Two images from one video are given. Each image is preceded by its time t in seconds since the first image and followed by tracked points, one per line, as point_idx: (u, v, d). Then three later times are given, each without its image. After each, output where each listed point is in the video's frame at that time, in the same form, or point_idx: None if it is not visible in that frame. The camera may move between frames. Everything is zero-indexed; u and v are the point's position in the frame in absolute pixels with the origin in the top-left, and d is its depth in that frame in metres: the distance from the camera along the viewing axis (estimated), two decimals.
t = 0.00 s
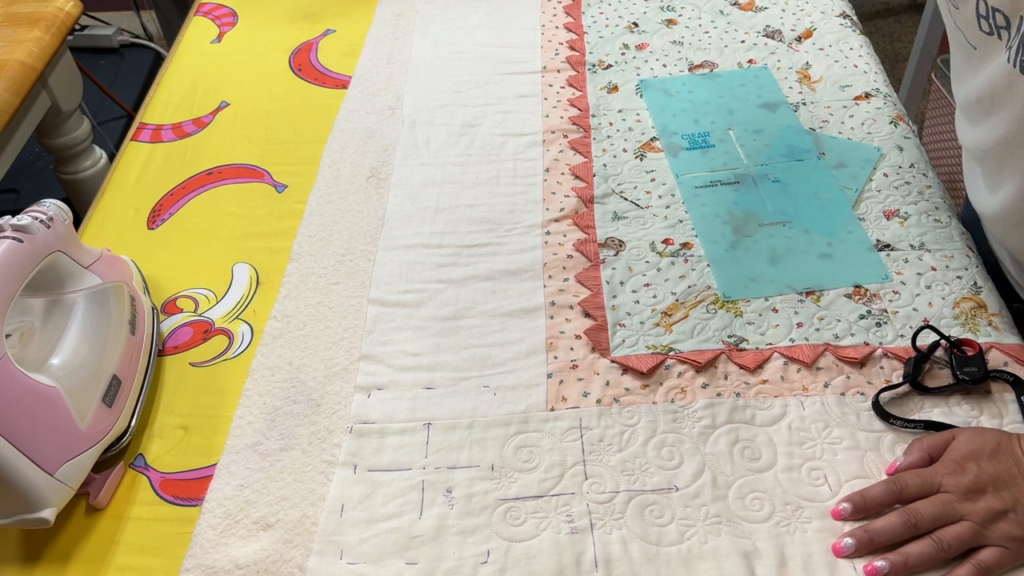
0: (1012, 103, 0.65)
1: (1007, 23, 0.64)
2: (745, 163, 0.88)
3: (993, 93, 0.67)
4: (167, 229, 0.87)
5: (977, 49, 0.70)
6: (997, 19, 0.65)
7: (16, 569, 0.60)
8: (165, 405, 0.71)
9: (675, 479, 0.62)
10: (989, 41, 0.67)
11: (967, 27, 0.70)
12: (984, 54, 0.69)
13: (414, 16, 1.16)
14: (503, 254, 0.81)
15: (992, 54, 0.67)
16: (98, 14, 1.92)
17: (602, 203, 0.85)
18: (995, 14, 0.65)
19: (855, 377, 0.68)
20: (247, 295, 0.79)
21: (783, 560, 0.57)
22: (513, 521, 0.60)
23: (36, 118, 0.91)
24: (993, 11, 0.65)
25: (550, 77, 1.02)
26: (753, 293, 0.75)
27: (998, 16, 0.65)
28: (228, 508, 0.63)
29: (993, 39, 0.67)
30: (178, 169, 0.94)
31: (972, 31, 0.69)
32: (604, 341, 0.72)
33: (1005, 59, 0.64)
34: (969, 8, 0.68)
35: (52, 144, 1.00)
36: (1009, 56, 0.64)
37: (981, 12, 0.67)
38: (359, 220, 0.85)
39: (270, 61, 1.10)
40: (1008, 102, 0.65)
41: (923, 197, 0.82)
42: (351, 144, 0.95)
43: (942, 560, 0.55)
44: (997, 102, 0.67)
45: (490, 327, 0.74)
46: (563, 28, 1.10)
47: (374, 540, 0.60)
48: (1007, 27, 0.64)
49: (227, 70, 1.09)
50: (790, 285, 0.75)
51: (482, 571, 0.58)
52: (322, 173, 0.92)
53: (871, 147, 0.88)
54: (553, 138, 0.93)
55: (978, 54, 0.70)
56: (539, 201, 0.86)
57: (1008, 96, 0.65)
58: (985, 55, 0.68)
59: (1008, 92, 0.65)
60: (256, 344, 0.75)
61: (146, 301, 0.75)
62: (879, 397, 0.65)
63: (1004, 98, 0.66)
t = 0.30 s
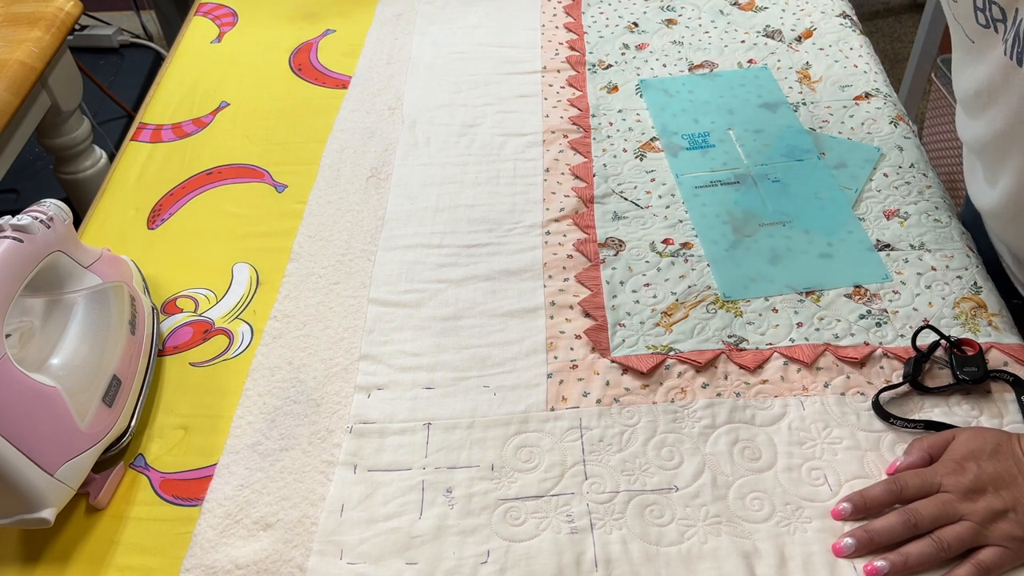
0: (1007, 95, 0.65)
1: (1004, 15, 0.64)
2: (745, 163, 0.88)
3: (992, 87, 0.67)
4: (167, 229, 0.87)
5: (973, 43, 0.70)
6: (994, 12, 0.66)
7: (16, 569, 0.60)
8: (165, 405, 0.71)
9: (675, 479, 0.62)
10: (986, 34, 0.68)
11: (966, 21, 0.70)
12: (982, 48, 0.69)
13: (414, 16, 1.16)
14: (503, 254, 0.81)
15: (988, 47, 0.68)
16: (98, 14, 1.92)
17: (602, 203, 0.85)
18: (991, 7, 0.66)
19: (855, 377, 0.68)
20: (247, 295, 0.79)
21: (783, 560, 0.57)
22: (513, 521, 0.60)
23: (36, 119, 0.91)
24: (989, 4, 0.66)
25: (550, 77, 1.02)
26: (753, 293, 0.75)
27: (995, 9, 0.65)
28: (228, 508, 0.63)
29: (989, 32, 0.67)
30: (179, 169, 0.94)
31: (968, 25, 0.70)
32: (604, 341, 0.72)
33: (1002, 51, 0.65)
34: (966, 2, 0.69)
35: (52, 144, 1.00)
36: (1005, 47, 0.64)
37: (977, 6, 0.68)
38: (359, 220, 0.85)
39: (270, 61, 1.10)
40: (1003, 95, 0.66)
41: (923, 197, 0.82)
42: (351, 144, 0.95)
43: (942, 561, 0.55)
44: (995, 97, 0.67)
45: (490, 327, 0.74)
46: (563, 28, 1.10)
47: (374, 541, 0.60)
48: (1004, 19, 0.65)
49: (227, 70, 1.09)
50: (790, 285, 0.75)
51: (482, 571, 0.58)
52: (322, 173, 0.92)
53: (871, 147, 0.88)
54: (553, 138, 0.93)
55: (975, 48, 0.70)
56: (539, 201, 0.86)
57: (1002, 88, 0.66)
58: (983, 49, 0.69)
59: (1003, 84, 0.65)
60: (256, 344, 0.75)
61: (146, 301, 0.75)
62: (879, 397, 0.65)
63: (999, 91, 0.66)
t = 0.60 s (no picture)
0: (1007, 94, 0.65)
1: (999, 14, 0.64)
2: (745, 163, 0.88)
3: (994, 87, 0.66)
4: (167, 229, 0.87)
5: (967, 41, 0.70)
6: (988, 11, 0.65)
7: (16, 569, 0.60)
8: (165, 405, 0.71)
9: (675, 479, 0.62)
10: (979, 33, 0.67)
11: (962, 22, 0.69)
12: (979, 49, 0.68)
13: (414, 16, 1.16)
14: (503, 254, 0.81)
15: (982, 46, 0.67)
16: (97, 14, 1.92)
17: (602, 203, 0.85)
18: (985, 6, 0.65)
19: (855, 377, 0.68)
20: (247, 295, 0.79)
21: (783, 560, 0.57)
22: (513, 521, 0.60)
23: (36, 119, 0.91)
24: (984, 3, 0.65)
25: (550, 77, 1.02)
26: (753, 293, 0.75)
27: (989, 8, 0.64)
28: (228, 508, 0.63)
29: (982, 32, 0.67)
30: (179, 169, 0.94)
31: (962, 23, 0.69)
32: (604, 341, 0.72)
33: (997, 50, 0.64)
34: None
35: (53, 144, 1.00)
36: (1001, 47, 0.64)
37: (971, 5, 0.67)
38: (359, 220, 0.85)
39: (270, 61, 1.10)
40: (1003, 93, 0.65)
41: (923, 197, 0.82)
42: (351, 144, 0.95)
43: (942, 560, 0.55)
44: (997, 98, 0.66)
45: (490, 327, 0.74)
46: (563, 28, 1.10)
47: (373, 541, 0.60)
48: (998, 18, 0.64)
49: (227, 70, 1.09)
50: (790, 284, 0.75)
51: (482, 571, 0.58)
52: (322, 173, 0.92)
53: (871, 147, 0.88)
54: (553, 138, 0.93)
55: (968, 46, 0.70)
56: (539, 201, 0.86)
57: (1002, 86, 0.65)
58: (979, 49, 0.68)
59: (1003, 83, 0.65)
60: (256, 344, 0.75)
61: (146, 301, 0.75)
62: (879, 397, 0.65)
63: (999, 89, 0.66)
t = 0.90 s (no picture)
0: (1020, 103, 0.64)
1: (1013, 24, 0.62)
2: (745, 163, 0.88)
3: (1004, 92, 0.66)
4: (167, 229, 0.87)
5: (979, 49, 0.68)
6: (1000, 20, 0.63)
7: (16, 569, 0.60)
8: (165, 404, 0.71)
9: (675, 479, 0.62)
10: (993, 41, 0.66)
11: (968, 30, 0.68)
12: (989, 57, 0.67)
13: (414, 16, 1.16)
14: (503, 254, 0.81)
15: (996, 54, 0.66)
16: (97, 14, 1.92)
17: (602, 203, 0.85)
18: (998, 16, 0.64)
19: (855, 377, 0.68)
20: (247, 294, 0.79)
21: (783, 560, 0.57)
22: (513, 521, 0.60)
23: (36, 119, 0.91)
24: (995, 13, 0.64)
25: (550, 77, 1.02)
26: (753, 294, 0.75)
27: (1002, 18, 0.63)
28: (228, 508, 0.63)
29: (997, 40, 0.65)
30: (179, 169, 0.95)
31: (972, 32, 0.68)
32: (604, 341, 0.72)
33: (1011, 60, 0.63)
34: (969, 10, 0.66)
35: (53, 144, 1.00)
36: (1014, 58, 0.63)
37: (982, 15, 0.65)
38: (359, 220, 0.85)
39: (270, 61, 1.10)
40: (1016, 102, 0.65)
41: (924, 197, 0.82)
42: (351, 144, 0.95)
43: (942, 560, 0.55)
44: (1007, 103, 0.66)
45: (491, 327, 0.74)
46: (563, 28, 1.10)
47: (373, 541, 0.60)
48: (1013, 28, 0.63)
49: (227, 70, 1.09)
50: (790, 285, 0.75)
51: (482, 571, 0.58)
52: (322, 173, 0.92)
53: (871, 147, 0.88)
54: (553, 138, 0.93)
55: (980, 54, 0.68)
56: (539, 201, 0.86)
57: (1016, 95, 0.65)
58: (990, 56, 0.67)
59: (1017, 91, 0.64)
60: (257, 343, 0.75)
61: (145, 301, 0.75)
62: (879, 397, 0.65)
63: (1012, 98, 0.65)
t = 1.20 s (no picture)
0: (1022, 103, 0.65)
1: (1016, 24, 0.63)
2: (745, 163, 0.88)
3: (1007, 93, 0.66)
4: (167, 229, 0.87)
5: (979, 48, 0.69)
6: (1004, 20, 0.64)
7: (16, 569, 0.60)
8: (165, 404, 0.71)
9: (675, 479, 0.62)
10: (994, 41, 0.66)
11: (970, 29, 0.69)
12: (990, 56, 0.68)
13: (414, 16, 1.16)
14: (503, 254, 0.81)
15: (997, 53, 0.67)
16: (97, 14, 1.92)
17: (602, 203, 0.85)
18: (1001, 16, 0.64)
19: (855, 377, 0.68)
20: (247, 294, 0.79)
21: (783, 560, 0.57)
22: (513, 520, 0.60)
23: (36, 119, 0.91)
24: (999, 13, 0.64)
25: (550, 77, 1.02)
26: (753, 294, 0.75)
27: (1005, 18, 0.63)
28: (228, 508, 0.63)
29: (999, 39, 0.66)
30: (179, 169, 0.95)
31: (974, 31, 0.68)
32: (604, 341, 0.72)
33: (1013, 60, 0.64)
34: (971, 9, 0.67)
35: (52, 144, 1.00)
36: (1017, 57, 0.63)
37: (985, 14, 0.65)
38: (359, 220, 0.85)
39: (270, 61, 1.10)
40: (1017, 102, 0.66)
41: (924, 197, 0.82)
42: (351, 144, 0.95)
43: (941, 560, 0.55)
44: (1010, 103, 0.67)
45: (491, 327, 0.74)
46: (563, 28, 1.10)
47: (373, 541, 0.60)
48: (1016, 28, 0.63)
49: (227, 70, 1.09)
50: (790, 285, 0.75)
51: (482, 571, 0.58)
52: (322, 173, 0.92)
53: (871, 147, 0.88)
54: (553, 138, 0.93)
55: (979, 54, 0.69)
56: (539, 201, 0.86)
57: (1017, 95, 0.65)
58: (991, 55, 0.68)
59: (1018, 92, 0.65)
60: (257, 343, 0.75)
61: (145, 301, 0.75)
62: (879, 397, 0.65)
63: (1013, 99, 0.66)
